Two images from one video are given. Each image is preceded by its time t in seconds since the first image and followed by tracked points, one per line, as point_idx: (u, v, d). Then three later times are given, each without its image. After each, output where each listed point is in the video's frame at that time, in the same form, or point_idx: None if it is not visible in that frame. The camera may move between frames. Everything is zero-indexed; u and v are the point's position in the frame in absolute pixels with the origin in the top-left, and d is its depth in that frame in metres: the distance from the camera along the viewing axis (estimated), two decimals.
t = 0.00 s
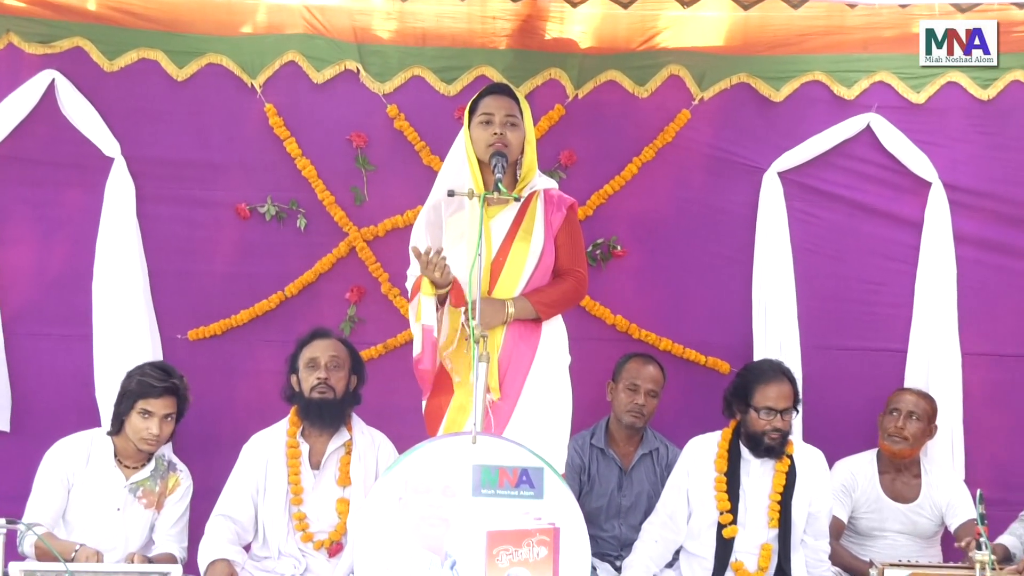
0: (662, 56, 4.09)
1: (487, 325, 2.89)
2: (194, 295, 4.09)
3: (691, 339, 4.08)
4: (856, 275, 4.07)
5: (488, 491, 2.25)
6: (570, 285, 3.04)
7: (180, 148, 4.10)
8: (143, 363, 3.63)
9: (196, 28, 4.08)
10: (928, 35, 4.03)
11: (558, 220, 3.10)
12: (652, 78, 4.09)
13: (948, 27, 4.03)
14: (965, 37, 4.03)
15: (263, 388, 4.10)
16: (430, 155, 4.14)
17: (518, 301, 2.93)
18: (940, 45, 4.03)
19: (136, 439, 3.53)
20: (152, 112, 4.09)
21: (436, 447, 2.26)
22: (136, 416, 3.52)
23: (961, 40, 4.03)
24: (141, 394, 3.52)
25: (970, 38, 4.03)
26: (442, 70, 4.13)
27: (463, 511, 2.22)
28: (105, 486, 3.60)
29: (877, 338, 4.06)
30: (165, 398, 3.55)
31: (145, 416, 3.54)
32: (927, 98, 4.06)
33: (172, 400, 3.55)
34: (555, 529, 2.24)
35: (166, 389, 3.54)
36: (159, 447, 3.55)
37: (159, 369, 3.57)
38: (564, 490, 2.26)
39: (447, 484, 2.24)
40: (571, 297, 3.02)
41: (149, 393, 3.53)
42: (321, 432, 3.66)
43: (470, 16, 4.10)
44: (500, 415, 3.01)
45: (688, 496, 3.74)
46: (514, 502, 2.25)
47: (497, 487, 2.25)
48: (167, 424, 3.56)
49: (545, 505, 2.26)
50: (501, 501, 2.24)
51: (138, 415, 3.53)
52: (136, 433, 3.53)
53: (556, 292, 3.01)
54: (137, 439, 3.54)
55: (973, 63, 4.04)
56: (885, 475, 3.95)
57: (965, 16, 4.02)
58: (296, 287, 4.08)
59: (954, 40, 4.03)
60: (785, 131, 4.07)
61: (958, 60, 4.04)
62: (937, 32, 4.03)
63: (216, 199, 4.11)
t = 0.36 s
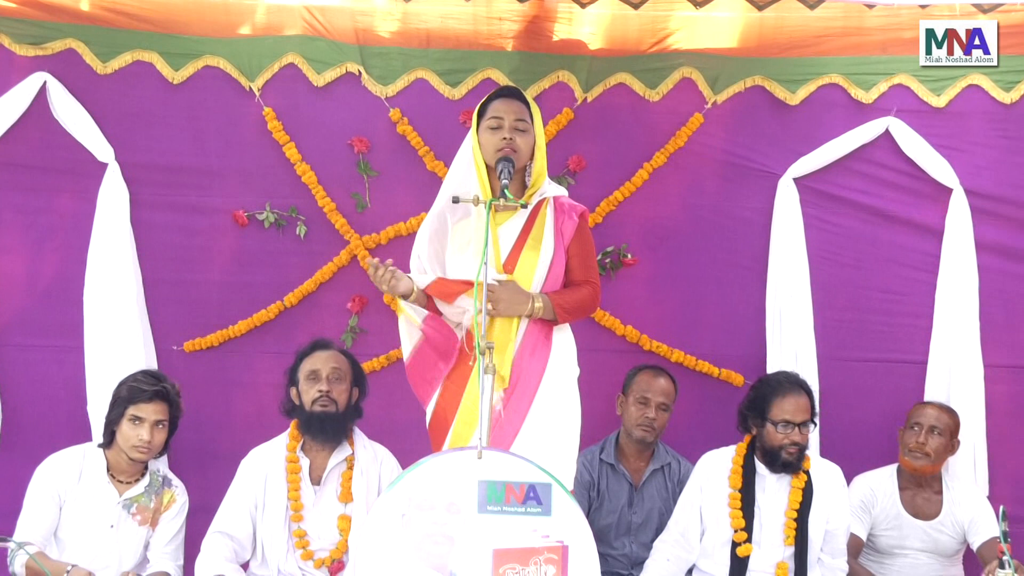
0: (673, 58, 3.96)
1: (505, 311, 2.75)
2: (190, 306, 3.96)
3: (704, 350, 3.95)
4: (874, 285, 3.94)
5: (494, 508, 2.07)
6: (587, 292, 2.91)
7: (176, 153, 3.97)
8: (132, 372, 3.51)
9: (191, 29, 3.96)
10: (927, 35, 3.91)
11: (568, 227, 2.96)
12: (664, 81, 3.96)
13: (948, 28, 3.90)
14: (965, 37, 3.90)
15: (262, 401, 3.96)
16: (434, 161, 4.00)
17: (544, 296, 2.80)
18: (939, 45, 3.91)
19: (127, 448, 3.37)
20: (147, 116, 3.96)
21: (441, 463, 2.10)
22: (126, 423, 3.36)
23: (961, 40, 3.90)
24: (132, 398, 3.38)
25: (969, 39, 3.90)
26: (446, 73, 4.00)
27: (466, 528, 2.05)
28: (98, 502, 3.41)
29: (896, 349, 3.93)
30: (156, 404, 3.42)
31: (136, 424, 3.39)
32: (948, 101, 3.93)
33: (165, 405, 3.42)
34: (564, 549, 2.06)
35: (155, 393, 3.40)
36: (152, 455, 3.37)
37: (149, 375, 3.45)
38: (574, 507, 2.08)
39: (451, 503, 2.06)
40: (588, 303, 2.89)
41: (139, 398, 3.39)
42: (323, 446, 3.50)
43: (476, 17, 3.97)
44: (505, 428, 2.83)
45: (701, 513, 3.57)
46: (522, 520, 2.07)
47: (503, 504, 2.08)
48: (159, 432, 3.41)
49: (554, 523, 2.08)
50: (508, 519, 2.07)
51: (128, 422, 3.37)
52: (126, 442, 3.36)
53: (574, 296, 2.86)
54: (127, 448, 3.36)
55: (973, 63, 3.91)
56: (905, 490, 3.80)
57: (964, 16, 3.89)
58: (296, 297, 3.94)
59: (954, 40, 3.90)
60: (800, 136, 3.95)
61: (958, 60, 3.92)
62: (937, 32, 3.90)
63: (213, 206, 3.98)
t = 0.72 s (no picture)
0: (684, 59, 3.84)
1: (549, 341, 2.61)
2: (186, 315, 3.83)
3: (717, 362, 3.82)
4: (892, 294, 3.82)
5: (499, 523, 1.99)
6: (600, 300, 2.78)
7: (171, 157, 3.85)
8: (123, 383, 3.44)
9: (187, 30, 3.83)
10: (927, 36, 3.79)
11: (576, 233, 2.84)
12: (675, 83, 3.84)
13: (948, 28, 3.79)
14: (965, 37, 3.78)
15: (259, 414, 3.84)
16: (437, 165, 3.88)
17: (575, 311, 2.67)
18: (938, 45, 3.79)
19: (116, 457, 3.25)
20: (141, 119, 3.84)
21: (445, 476, 2.02)
22: (115, 430, 3.26)
23: (961, 39, 3.78)
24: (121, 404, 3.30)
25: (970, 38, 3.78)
26: (450, 75, 3.87)
27: (469, 546, 1.96)
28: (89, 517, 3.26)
29: (914, 360, 3.80)
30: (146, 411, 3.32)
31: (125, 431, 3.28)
32: (968, 104, 3.81)
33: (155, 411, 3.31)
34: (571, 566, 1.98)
35: (143, 398, 3.30)
36: (141, 463, 3.24)
37: (138, 383, 3.37)
38: (582, 523, 2.00)
39: (456, 517, 1.99)
40: (604, 312, 2.76)
41: (126, 404, 3.29)
42: (323, 460, 3.35)
43: (480, 17, 3.85)
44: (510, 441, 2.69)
45: (713, 530, 3.41)
46: (527, 538, 1.98)
47: (507, 520, 1.99)
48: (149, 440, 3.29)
49: (560, 541, 1.99)
50: (512, 536, 1.98)
51: (117, 429, 3.27)
52: (115, 450, 3.25)
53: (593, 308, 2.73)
54: (116, 456, 3.24)
55: (974, 63, 3.80)
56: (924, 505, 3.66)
57: (964, 16, 3.79)
58: (295, 306, 3.82)
59: (954, 39, 3.78)
60: (815, 140, 3.82)
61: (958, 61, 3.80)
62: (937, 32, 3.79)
63: (209, 212, 3.86)
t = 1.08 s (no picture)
0: (696, 57, 3.72)
1: (539, 376, 2.49)
2: (183, 320, 3.72)
3: (731, 370, 3.70)
4: (911, 299, 3.70)
5: (506, 536, 1.89)
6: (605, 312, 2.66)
7: (167, 158, 3.73)
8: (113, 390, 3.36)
9: (184, 27, 3.72)
10: (927, 36, 3.68)
11: (583, 236, 2.72)
12: (687, 82, 3.73)
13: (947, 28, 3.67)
14: (964, 37, 3.67)
15: (258, 423, 3.72)
16: (442, 167, 3.76)
17: (570, 338, 2.55)
18: (937, 45, 3.68)
19: (105, 462, 3.15)
20: (136, 119, 3.73)
21: (449, 488, 1.94)
22: (104, 436, 3.18)
23: (961, 40, 3.67)
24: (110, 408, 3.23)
25: (969, 39, 3.67)
26: (456, 73, 3.76)
27: (474, 560, 1.86)
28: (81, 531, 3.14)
29: (934, 368, 3.69)
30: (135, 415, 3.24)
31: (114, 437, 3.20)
32: (990, 104, 3.70)
33: (144, 414, 3.24)
34: None
35: (133, 401, 3.24)
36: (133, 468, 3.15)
37: (128, 388, 3.31)
38: (592, 536, 1.89)
39: (460, 529, 1.89)
40: (609, 323, 2.64)
41: (116, 409, 3.23)
42: (324, 471, 3.23)
43: (487, 13, 3.73)
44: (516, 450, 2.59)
45: (727, 543, 3.27)
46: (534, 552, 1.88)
47: (516, 533, 1.89)
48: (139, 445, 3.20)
49: (570, 555, 1.88)
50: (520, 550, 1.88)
51: (106, 434, 3.19)
52: (105, 457, 3.16)
53: (599, 322, 2.62)
54: (106, 463, 3.15)
55: (973, 64, 3.69)
56: (946, 518, 3.52)
57: (964, 15, 3.66)
58: (295, 311, 3.70)
59: (953, 40, 3.67)
60: (832, 141, 3.71)
61: (957, 61, 3.69)
62: (937, 32, 3.68)
63: (207, 215, 3.74)
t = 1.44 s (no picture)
0: (709, 52, 3.60)
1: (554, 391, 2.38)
2: (179, 325, 3.60)
3: (745, 375, 3.58)
4: (931, 303, 3.58)
5: (513, 547, 1.80)
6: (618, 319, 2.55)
7: (163, 156, 3.62)
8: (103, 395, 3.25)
9: (179, 21, 3.60)
10: (926, 36, 3.56)
11: (595, 239, 2.60)
12: (700, 78, 3.61)
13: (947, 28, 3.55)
14: (964, 37, 3.55)
15: (257, 430, 3.60)
16: (447, 166, 3.64)
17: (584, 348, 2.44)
18: (937, 44, 3.57)
19: (96, 468, 3.03)
20: (131, 116, 3.61)
21: (454, 498, 1.85)
22: (94, 441, 3.07)
23: (961, 39, 3.55)
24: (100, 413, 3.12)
25: (969, 39, 3.56)
26: (461, 69, 3.64)
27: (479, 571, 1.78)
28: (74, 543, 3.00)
29: (955, 374, 3.57)
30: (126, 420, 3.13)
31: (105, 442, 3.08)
32: (1013, 102, 3.58)
33: (136, 419, 3.13)
34: None
35: (124, 405, 3.14)
36: (125, 474, 3.04)
37: (118, 392, 3.19)
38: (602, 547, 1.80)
39: (464, 542, 1.80)
40: (620, 332, 2.53)
41: (107, 413, 3.12)
42: (325, 479, 3.10)
43: (493, 7, 3.61)
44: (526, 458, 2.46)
45: (741, 554, 3.09)
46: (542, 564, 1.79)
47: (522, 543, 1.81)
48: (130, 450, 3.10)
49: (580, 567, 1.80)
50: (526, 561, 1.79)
51: (97, 439, 3.07)
52: (96, 463, 3.04)
53: (609, 333, 2.51)
54: (97, 469, 3.03)
55: (972, 64, 3.58)
56: (967, 528, 3.41)
57: (968, 14, 3.54)
58: (294, 315, 3.59)
59: (953, 40, 3.55)
60: (849, 139, 3.60)
61: (957, 60, 3.58)
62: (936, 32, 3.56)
63: (204, 215, 3.62)
